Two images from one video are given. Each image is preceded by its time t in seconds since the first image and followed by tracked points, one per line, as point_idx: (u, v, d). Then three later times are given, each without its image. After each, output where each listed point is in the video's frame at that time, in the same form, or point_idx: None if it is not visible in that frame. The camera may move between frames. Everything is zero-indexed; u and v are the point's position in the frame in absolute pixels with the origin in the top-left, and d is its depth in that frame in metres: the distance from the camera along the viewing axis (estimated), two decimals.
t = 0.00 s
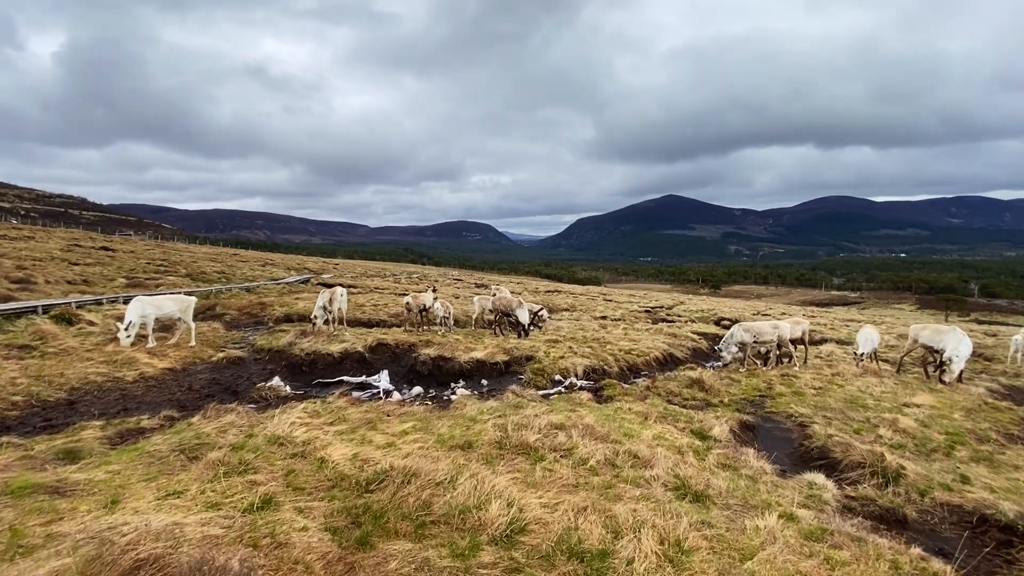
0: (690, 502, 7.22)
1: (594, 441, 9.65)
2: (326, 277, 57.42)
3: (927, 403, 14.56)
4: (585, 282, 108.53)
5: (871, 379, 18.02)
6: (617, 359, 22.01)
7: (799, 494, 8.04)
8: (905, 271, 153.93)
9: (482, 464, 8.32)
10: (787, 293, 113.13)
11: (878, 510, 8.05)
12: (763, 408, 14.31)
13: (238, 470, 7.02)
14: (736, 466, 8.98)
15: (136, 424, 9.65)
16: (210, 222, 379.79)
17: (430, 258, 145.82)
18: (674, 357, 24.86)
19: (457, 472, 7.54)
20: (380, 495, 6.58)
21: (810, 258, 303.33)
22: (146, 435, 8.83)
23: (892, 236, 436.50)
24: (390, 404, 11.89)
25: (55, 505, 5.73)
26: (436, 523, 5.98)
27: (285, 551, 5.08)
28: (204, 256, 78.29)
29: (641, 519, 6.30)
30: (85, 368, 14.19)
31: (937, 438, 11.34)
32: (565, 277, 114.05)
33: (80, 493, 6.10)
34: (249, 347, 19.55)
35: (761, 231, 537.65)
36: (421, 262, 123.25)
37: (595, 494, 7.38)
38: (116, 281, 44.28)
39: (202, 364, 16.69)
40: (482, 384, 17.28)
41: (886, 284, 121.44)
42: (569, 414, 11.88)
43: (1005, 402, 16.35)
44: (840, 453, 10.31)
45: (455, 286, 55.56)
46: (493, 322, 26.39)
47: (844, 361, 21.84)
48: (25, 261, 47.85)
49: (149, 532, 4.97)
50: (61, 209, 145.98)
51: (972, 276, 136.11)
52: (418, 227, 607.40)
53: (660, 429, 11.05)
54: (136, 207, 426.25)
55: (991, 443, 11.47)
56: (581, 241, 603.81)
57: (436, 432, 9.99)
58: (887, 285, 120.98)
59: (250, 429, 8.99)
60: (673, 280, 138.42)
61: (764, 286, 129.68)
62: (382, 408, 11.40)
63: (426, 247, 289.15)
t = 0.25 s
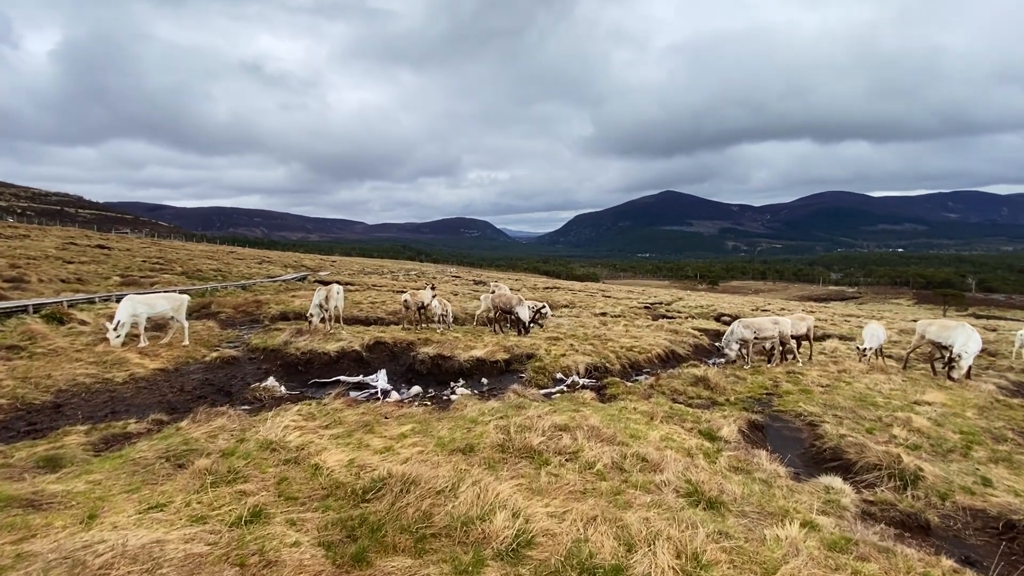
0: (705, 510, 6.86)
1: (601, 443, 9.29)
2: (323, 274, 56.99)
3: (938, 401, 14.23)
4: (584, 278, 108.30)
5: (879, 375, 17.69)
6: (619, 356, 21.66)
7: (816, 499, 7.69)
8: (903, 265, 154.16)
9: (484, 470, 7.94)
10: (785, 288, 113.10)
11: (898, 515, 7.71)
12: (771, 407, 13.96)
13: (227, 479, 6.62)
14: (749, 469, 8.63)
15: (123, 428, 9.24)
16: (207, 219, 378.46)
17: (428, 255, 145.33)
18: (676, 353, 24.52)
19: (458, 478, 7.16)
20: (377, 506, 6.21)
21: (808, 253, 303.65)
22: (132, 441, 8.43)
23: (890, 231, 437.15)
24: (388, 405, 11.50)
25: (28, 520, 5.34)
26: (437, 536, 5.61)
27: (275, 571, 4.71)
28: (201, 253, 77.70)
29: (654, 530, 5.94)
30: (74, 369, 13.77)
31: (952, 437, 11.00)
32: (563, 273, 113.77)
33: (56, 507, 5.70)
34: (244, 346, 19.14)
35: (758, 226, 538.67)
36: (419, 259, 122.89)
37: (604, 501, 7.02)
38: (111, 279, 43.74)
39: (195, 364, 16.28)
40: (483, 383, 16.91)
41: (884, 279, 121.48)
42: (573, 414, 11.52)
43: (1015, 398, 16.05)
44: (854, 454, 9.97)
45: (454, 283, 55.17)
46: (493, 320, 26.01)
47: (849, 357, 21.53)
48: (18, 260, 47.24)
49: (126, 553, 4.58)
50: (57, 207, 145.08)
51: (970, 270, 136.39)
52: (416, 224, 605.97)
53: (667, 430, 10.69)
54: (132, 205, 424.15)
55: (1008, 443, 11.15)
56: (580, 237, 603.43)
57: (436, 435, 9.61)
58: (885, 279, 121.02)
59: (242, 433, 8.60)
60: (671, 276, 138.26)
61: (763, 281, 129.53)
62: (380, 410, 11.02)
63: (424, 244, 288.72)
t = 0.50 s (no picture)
0: (726, 516, 6.48)
1: (611, 445, 8.90)
2: (321, 271, 56.51)
3: (953, 397, 13.87)
4: (583, 274, 107.97)
5: (889, 372, 17.32)
6: (622, 353, 21.26)
7: (840, 503, 7.32)
8: (902, 260, 154.16)
9: (491, 474, 7.54)
10: (784, 284, 112.97)
11: (927, 520, 7.33)
12: (782, 405, 13.58)
13: (219, 487, 6.21)
14: (767, 471, 8.24)
15: (111, 431, 8.82)
16: (205, 216, 377.03)
17: (427, 252, 144.89)
18: (680, 350, 24.15)
19: (464, 484, 6.77)
20: (379, 515, 5.81)
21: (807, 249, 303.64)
22: (120, 445, 8.01)
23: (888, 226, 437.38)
24: (389, 405, 11.09)
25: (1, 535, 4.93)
26: (443, 549, 5.21)
27: None
28: (198, 250, 77.10)
29: (676, 541, 5.55)
30: (64, 368, 13.33)
31: (973, 436, 10.64)
32: (562, 269, 113.49)
33: (32, 519, 5.29)
34: (240, 343, 18.70)
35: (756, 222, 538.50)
36: (417, 255, 122.38)
37: (619, 508, 6.63)
38: (106, 276, 43.20)
39: (190, 362, 15.86)
40: (485, 381, 16.50)
41: (883, 274, 121.37)
42: (580, 414, 11.13)
43: None
44: (874, 454, 9.60)
45: (453, 279, 54.77)
46: (494, 316, 25.59)
47: (857, 353, 21.16)
48: (12, 257, 46.67)
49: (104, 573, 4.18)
50: (53, 204, 144.12)
51: (968, 264, 136.45)
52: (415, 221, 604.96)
53: (678, 430, 10.31)
54: (130, 201, 422.36)
55: None
56: (578, 233, 602.83)
57: (439, 436, 9.21)
58: (885, 275, 120.88)
59: (235, 436, 8.18)
60: (670, 272, 138.01)
61: (762, 277, 129.26)
62: (380, 410, 10.61)
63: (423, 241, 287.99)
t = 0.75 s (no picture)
0: (748, 525, 6.11)
1: (622, 447, 8.52)
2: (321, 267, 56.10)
3: (969, 396, 13.50)
4: (583, 270, 107.67)
5: (900, 369, 16.95)
6: (627, 350, 20.88)
7: (866, 510, 6.94)
8: (902, 256, 153.95)
9: (497, 479, 7.16)
10: (784, 280, 112.77)
11: (957, 527, 6.96)
12: (793, 403, 13.21)
13: (209, 494, 5.82)
14: (786, 475, 7.87)
15: (98, 432, 8.41)
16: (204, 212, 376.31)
17: (426, 247, 144.41)
18: (685, 346, 23.78)
19: (469, 490, 6.39)
20: (379, 525, 5.42)
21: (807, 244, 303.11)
22: (106, 448, 7.60)
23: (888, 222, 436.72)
24: (390, 404, 10.69)
25: None
26: (448, 564, 4.83)
27: None
28: (197, 246, 76.69)
29: (698, 554, 5.16)
30: (54, 367, 12.93)
31: (995, 436, 10.26)
32: (562, 265, 113.21)
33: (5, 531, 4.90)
34: (237, 341, 18.31)
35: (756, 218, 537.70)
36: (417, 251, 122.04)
37: (634, 516, 6.25)
38: (103, 273, 42.78)
39: (185, 360, 15.47)
40: (488, 380, 16.14)
41: (883, 270, 121.03)
42: (588, 413, 10.74)
43: None
44: (894, 456, 9.23)
45: (453, 275, 54.44)
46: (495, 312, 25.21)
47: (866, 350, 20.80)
48: (9, 253, 46.23)
49: None
50: (52, 200, 143.62)
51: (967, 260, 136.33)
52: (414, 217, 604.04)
53: (690, 430, 9.93)
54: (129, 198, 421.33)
55: None
56: (578, 229, 602.07)
57: (442, 437, 8.82)
58: (885, 270, 120.52)
59: (228, 438, 7.80)
60: (670, 268, 137.72)
61: (762, 273, 128.90)
62: (380, 410, 10.22)
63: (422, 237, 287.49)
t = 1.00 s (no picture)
0: (773, 537, 5.69)
1: (633, 450, 8.09)
2: (320, 263, 55.64)
3: (988, 395, 13.08)
4: (583, 266, 107.33)
5: (913, 367, 16.54)
6: (631, 347, 20.47)
7: (896, 520, 6.52)
8: (902, 252, 153.78)
9: (503, 487, 6.73)
10: (784, 276, 112.49)
11: (992, 537, 6.55)
12: (806, 402, 12.79)
13: (193, 504, 5.39)
14: (808, 481, 7.45)
15: (81, 435, 7.97)
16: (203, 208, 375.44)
17: (426, 244, 143.87)
18: (690, 343, 23.38)
19: (474, 499, 5.97)
20: (376, 540, 4.99)
21: (807, 241, 302.54)
22: (88, 452, 7.16)
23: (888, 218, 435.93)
24: (389, 404, 10.26)
25: None
26: None
27: None
28: (196, 242, 76.20)
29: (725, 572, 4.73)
30: (41, 364, 12.48)
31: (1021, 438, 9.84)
32: (562, 261, 112.92)
33: None
34: (233, 337, 17.86)
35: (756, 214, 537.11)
36: (416, 247, 121.64)
37: (651, 527, 5.83)
38: (100, 268, 42.31)
39: (179, 357, 15.02)
40: (490, 378, 15.71)
41: (883, 266, 120.62)
42: (596, 414, 10.31)
43: None
44: (918, 459, 8.81)
45: (454, 271, 54.05)
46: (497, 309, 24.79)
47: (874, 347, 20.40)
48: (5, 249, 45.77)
49: None
50: (50, 196, 143.05)
51: (967, 257, 136.10)
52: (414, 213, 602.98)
53: (704, 432, 9.50)
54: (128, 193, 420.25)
55: None
56: (578, 225, 601.07)
57: (443, 440, 8.40)
58: (885, 266, 120.08)
59: (218, 442, 7.37)
60: (671, 264, 137.40)
61: (761, 269, 128.49)
62: (379, 410, 9.78)
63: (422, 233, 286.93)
